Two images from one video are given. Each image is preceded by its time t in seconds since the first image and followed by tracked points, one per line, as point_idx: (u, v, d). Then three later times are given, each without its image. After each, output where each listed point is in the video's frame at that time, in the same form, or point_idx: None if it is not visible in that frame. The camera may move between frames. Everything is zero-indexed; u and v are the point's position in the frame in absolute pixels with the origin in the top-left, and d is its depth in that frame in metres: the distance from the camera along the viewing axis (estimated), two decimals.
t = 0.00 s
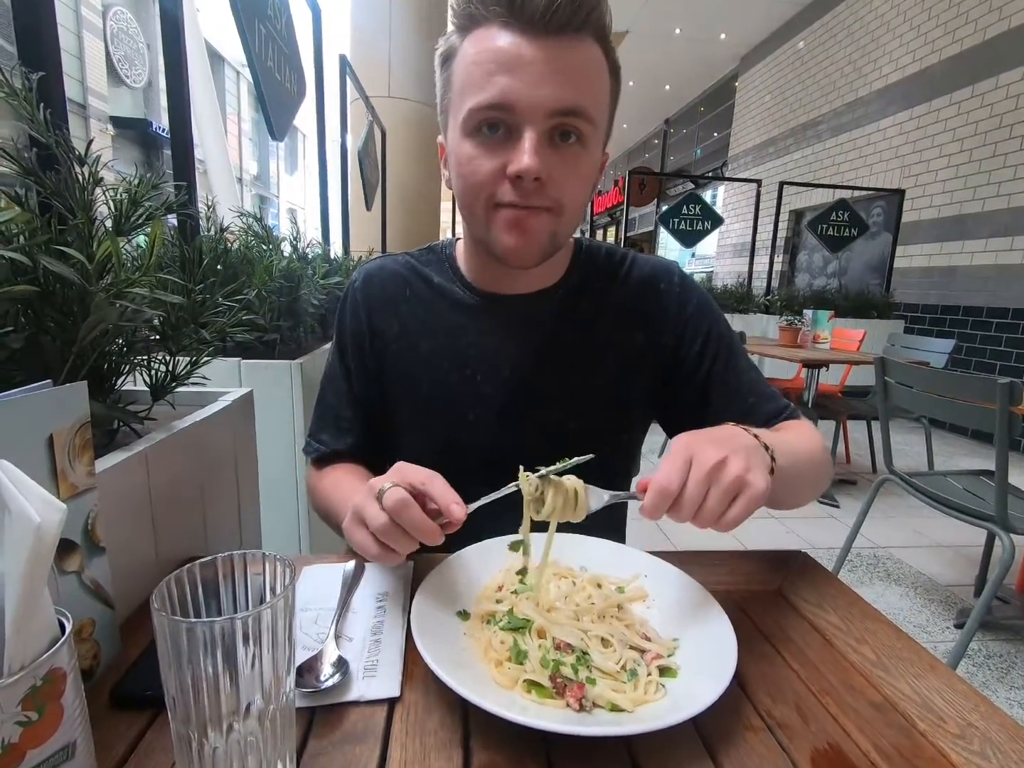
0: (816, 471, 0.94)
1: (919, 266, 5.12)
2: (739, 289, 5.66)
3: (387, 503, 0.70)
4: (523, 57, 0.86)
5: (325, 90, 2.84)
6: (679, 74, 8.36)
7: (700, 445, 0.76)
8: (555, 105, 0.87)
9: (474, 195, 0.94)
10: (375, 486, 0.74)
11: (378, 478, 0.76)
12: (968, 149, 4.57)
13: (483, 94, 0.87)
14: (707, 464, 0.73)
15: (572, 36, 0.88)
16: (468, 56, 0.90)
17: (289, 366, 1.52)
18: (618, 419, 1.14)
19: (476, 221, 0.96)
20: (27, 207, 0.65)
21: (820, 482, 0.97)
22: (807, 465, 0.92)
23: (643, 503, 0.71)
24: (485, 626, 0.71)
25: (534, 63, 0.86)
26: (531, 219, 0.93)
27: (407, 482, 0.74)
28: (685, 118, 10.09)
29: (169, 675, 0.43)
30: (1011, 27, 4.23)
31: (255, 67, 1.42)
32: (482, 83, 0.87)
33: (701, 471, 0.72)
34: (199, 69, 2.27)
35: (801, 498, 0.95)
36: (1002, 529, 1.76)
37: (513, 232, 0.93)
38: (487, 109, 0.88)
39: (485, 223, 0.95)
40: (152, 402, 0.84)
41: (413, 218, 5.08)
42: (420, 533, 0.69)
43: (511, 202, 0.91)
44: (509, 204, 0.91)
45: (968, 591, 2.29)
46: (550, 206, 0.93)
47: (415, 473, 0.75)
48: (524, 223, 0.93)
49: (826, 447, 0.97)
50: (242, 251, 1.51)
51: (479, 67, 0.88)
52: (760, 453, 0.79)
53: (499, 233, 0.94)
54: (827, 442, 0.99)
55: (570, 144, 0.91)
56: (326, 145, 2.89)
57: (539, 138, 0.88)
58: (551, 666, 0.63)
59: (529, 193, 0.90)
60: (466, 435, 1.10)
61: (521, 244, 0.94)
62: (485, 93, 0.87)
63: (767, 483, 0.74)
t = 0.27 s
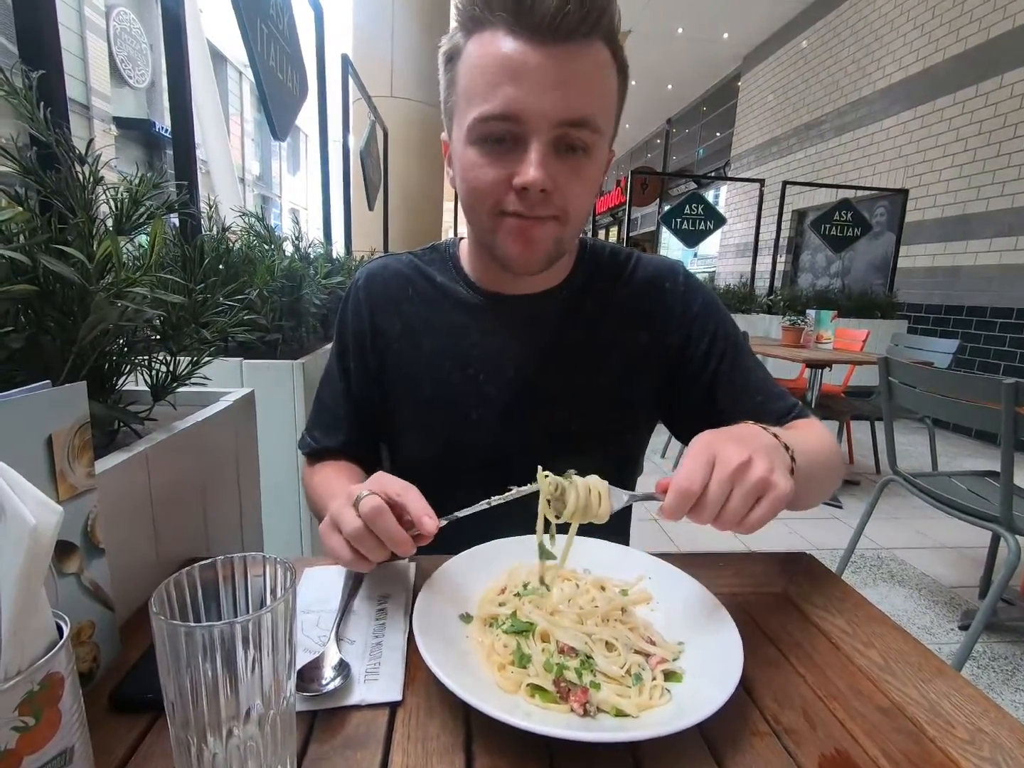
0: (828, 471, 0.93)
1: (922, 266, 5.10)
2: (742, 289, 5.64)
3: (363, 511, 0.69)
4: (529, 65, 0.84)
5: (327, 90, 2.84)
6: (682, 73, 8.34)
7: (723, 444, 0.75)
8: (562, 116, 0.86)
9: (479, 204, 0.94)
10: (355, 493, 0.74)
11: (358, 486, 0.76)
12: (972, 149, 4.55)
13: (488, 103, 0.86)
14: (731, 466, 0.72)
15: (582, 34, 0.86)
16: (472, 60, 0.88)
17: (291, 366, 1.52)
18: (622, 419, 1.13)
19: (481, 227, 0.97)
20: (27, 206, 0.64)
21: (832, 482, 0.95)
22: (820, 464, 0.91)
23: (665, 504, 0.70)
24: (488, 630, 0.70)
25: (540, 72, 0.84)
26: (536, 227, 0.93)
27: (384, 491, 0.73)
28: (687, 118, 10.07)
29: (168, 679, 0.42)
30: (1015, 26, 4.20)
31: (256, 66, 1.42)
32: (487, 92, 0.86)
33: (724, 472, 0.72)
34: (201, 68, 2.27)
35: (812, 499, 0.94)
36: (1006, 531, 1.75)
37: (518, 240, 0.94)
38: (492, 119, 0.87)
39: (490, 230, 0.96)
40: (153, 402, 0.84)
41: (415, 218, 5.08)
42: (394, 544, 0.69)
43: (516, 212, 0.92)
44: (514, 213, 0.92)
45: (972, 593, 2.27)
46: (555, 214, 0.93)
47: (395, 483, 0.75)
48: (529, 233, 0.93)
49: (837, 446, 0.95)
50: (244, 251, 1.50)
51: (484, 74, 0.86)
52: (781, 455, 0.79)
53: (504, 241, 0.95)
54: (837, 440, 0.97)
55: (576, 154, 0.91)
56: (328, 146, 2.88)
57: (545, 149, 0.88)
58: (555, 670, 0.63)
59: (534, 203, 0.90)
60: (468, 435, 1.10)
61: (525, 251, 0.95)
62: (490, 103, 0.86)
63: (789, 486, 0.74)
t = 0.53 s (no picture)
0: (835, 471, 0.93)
1: (928, 265, 5.08)
2: (746, 288, 5.63)
3: (399, 510, 0.69)
4: (531, 82, 0.83)
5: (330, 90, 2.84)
6: (686, 72, 8.32)
7: (722, 460, 0.75)
8: (567, 129, 0.85)
9: (486, 215, 0.95)
10: (371, 491, 0.72)
11: (371, 481, 0.74)
12: (978, 148, 4.53)
13: (490, 120, 0.85)
14: (733, 479, 0.72)
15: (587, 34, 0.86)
16: (473, 70, 0.87)
17: (294, 368, 1.52)
18: (625, 416, 1.13)
19: (488, 237, 0.98)
20: (32, 206, 0.64)
21: (837, 481, 0.95)
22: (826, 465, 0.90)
23: (674, 526, 0.70)
24: (491, 629, 0.70)
25: (542, 87, 0.83)
26: (541, 235, 0.94)
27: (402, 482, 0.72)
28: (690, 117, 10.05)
29: (172, 676, 0.42)
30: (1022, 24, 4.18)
31: (260, 67, 1.42)
32: (490, 107, 0.85)
33: (729, 486, 0.71)
34: (205, 68, 2.27)
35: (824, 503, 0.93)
36: (1012, 532, 1.74)
37: (524, 247, 0.95)
38: (494, 135, 0.86)
39: (497, 240, 0.97)
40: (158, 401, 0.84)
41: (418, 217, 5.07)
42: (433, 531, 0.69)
43: (523, 224, 0.93)
44: (520, 226, 0.93)
45: (978, 594, 2.26)
46: (560, 225, 0.94)
47: (406, 469, 0.73)
48: (535, 244, 0.95)
49: (843, 446, 0.95)
50: (248, 250, 1.50)
51: (485, 88, 0.85)
52: (781, 464, 0.79)
53: (511, 250, 0.97)
54: (841, 440, 0.96)
55: (581, 164, 0.90)
56: (331, 145, 2.88)
57: (550, 163, 0.88)
58: (558, 669, 0.63)
59: (539, 216, 0.91)
60: (472, 434, 1.10)
61: (531, 258, 0.97)
62: (492, 119, 0.85)
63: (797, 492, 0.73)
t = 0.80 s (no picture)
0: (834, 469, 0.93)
1: (932, 265, 5.06)
2: (749, 288, 5.62)
3: (439, 555, 0.67)
4: (528, 79, 0.83)
5: (333, 90, 2.84)
6: (689, 71, 8.31)
7: (719, 440, 0.75)
8: (567, 125, 0.85)
9: (489, 215, 0.95)
10: (398, 535, 0.69)
11: (389, 524, 0.70)
12: (982, 146, 4.51)
13: (490, 119, 0.85)
14: (730, 459, 0.72)
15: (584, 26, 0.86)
16: (471, 71, 0.87)
17: (297, 367, 1.52)
18: (627, 416, 1.13)
19: (492, 237, 0.98)
20: (38, 207, 0.65)
21: (837, 478, 0.94)
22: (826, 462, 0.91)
23: (669, 503, 0.70)
24: (494, 628, 0.70)
25: (540, 85, 0.83)
26: (544, 234, 0.94)
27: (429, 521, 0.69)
28: (693, 117, 10.03)
29: (177, 674, 0.42)
30: None
31: (264, 68, 1.42)
32: (490, 106, 0.85)
33: (725, 466, 0.72)
34: (209, 68, 2.28)
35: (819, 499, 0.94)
36: (1017, 532, 1.73)
37: (528, 247, 0.95)
38: (494, 134, 0.86)
39: (501, 240, 0.97)
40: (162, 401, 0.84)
41: (421, 217, 5.08)
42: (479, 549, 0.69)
43: (526, 223, 0.92)
44: (524, 225, 0.93)
45: (982, 594, 2.26)
46: (562, 223, 0.93)
47: (425, 500, 0.70)
48: (538, 243, 0.95)
49: (843, 442, 0.95)
50: (251, 250, 1.51)
51: (483, 87, 0.85)
52: (776, 448, 0.79)
53: (515, 250, 0.96)
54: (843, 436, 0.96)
55: (582, 160, 0.90)
56: (334, 145, 2.89)
57: (551, 159, 0.87)
58: (560, 668, 0.63)
59: (542, 215, 0.91)
60: (475, 434, 1.10)
61: (535, 258, 0.96)
62: (491, 117, 0.85)
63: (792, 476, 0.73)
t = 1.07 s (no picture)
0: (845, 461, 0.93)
1: (935, 264, 5.05)
2: (751, 288, 5.61)
3: (396, 546, 0.69)
4: (523, 74, 0.83)
5: (335, 91, 2.84)
6: (691, 71, 8.30)
7: (733, 434, 0.75)
8: (565, 119, 0.85)
9: (488, 213, 0.94)
10: (359, 521, 0.71)
11: (353, 509, 0.72)
12: (985, 146, 4.50)
13: (487, 114, 0.85)
14: (746, 453, 0.72)
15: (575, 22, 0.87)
16: (468, 69, 0.88)
17: (301, 366, 1.53)
18: (629, 415, 1.13)
19: (492, 236, 0.98)
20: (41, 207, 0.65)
21: (846, 475, 0.94)
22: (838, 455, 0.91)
23: (682, 496, 0.70)
24: (495, 628, 0.70)
25: (537, 79, 0.83)
26: (543, 230, 0.93)
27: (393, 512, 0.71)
28: (696, 116, 10.02)
29: (178, 674, 0.42)
30: None
31: (266, 68, 1.42)
32: (487, 102, 0.85)
33: (739, 460, 0.72)
34: (211, 69, 2.28)
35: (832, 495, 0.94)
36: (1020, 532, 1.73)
37: (528, 245, 0.94)
38: (492, 130, 0.86)
39: (501, 238, 0.96)
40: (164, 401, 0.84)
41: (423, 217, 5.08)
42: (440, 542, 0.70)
43: (525, 221, 0.92)
44: (524, 223, 0.92)
45: (985, 595, 2.25)
46: (562, 220, 0.93)
47: (394, 492, 0.72)
48: (538, 240, 0.94)
49: (851, 438, 0.94)
50: (254, 250, 1.51)
51: (481, 84, 0.86)
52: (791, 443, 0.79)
53: (515, 249, 0.96)
54: (851, 431, 0.96)
55: (580, 155, 0.90)
56: (336, 145, 2.89)
57: (549, 154, 0.87)
58: (562, 668, 0.63)
59: (542, 211, 0.91)
60: (475, 434, 1.09)
61: (535, 256, 0.96)
62: (488, 112, 0.85)
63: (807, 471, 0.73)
